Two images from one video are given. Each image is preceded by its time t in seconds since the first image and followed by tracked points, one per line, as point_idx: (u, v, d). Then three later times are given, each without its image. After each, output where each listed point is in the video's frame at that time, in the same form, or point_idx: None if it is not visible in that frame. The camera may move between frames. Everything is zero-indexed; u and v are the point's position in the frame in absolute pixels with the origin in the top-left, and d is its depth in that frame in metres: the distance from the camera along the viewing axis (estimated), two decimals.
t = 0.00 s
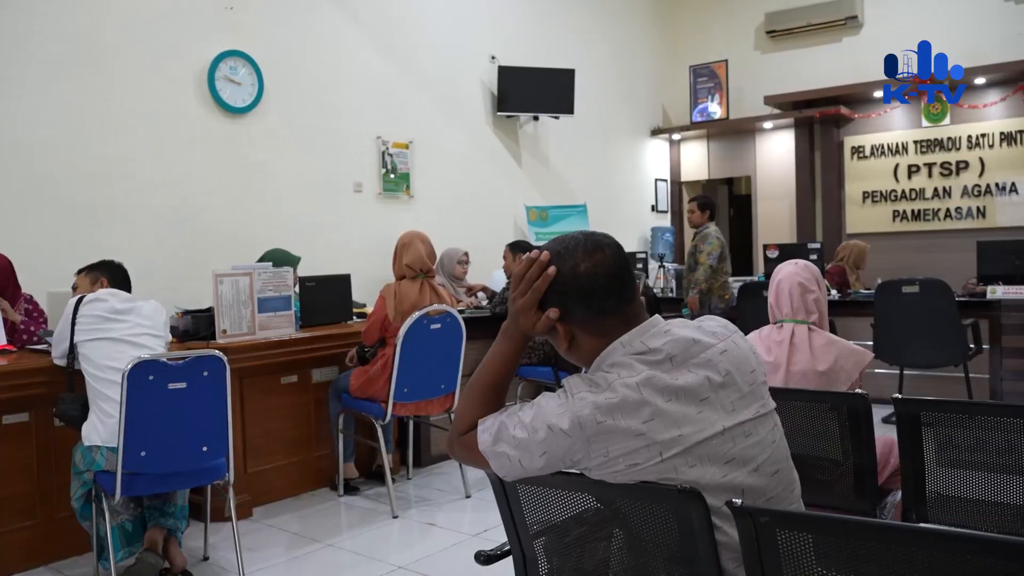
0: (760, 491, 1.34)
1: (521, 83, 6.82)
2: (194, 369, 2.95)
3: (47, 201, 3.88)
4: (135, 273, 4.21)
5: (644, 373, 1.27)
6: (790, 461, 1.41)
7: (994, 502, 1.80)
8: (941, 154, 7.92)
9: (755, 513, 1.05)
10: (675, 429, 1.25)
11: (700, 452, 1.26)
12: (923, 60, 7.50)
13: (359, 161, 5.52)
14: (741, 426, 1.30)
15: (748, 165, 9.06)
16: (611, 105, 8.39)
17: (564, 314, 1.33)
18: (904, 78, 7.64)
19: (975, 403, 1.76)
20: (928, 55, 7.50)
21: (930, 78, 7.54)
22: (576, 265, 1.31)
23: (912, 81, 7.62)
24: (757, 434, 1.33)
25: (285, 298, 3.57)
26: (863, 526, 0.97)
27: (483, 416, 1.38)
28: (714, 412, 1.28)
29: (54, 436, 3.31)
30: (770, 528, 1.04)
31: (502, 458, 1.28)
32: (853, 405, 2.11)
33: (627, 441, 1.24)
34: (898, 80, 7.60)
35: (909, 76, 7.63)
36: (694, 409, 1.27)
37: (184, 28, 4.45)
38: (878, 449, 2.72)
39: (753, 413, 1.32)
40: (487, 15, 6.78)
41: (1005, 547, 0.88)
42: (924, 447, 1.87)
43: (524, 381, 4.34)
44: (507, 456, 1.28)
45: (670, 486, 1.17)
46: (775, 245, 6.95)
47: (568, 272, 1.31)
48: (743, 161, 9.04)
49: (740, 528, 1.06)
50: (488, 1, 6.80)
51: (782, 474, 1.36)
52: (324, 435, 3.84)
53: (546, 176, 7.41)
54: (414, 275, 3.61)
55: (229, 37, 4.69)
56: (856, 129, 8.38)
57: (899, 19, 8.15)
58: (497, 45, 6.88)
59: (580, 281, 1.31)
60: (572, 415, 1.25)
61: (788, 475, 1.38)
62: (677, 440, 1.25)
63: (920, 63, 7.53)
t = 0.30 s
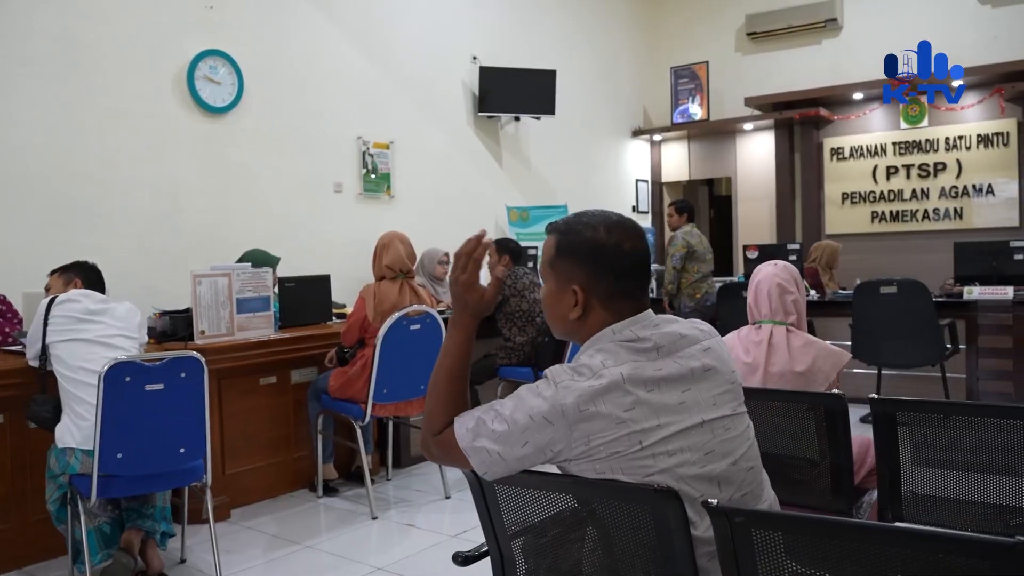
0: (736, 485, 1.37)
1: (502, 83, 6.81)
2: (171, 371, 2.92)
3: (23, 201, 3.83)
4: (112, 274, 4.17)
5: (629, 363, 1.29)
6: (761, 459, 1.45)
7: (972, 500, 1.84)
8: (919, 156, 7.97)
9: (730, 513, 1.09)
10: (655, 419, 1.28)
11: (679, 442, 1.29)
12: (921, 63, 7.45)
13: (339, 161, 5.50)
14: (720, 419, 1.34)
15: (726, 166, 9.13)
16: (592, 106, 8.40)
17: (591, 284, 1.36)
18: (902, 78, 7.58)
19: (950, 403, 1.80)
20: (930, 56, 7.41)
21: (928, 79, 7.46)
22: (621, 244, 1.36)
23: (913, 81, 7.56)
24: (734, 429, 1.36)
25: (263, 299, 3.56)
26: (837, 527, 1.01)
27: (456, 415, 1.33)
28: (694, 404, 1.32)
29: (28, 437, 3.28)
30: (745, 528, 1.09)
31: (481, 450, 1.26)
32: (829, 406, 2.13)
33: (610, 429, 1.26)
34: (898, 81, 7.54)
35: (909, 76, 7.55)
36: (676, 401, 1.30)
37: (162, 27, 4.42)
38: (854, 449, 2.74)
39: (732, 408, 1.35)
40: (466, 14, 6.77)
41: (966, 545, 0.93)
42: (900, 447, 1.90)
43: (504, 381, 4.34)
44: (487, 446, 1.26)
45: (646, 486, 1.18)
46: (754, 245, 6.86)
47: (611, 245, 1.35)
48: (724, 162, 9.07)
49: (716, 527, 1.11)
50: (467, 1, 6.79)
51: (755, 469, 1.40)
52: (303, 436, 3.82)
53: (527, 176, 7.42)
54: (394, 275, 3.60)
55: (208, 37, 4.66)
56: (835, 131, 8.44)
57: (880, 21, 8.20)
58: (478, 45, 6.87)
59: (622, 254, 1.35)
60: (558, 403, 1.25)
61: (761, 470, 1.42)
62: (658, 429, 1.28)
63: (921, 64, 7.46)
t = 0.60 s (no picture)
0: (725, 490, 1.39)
1: (482, 83, 6.81)
2: (148, 372, 2.90)
3: None
4: (88, 274, 4.15)
5: (640, 350, 1.35)
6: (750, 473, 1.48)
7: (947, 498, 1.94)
8: (898, 157, 8.04)
9: (705, 514, 1.13)
10: (658, 410, 1.32)
11: (678, 436, 1.33)
12: (925, 62, 7.44)
13: (320, 161, 5.48)
14: (720, 420, 1.39)
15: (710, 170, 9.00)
16: (572, 106, 8.40)
17: (628, 271, 1.42)
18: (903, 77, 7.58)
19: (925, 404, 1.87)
20: (930, 56, 7.37)
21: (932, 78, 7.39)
22: (656, 235, 1.45)
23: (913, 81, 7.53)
24: (731, 435, 1.40)
25: (242, 299, 3.54)
26: (814, 526, 1.05)
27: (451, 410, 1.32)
28: (696, 402, 1.36)
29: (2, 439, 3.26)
30: (720, 527, 1.13)
31: (485, 419, 1.27)
32: (807, 406, 2.18)
33: (613, 414, 1.30)
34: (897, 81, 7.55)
35: (909, 75, 7.53)
36: (680, 396, 1.35)
37: (139, 25, 4.39)
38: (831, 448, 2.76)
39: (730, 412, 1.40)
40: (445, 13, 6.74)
41: (939, 544, 0.97)
42: (876, 446, 1.98)
43: (486, 381, 4.34)
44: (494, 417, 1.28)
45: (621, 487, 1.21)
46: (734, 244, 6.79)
47: (648, 234, 1.43)
48: (704, 162, 9.08)
49: (691, 526, 1.15)
50: None
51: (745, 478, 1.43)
52: (283, 436, 3.80)
53: (507, 177, 7.41)
54: (374, 276, 3.59)
55: (187, 35, 4.64)
56: (815, 132, 8.49)
57: (862, 23, 8.24)
58: (458, 45, 6.86)
59: (656, 245, 1.43)
60: (567, 380, 1.29)
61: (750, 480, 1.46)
62: (660, 419, 1.32)
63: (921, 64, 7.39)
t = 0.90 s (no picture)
0: (710, 499, 1.39)
1: (465, 83, 6.81)
2: (125, 372, 2.87)
3: None
4: (63, 274, 4.11)
5: (634, 347, 1.38)
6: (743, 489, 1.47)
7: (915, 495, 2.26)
8: (877, 159, 8.12)
9: (683, 513, 1.15)
10: (644, 408, 1.35)
11: (663, 438, 1.35)
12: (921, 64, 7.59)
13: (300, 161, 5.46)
14: (710, 428, 1.39)
15: (689, 170, 9.17)
16: (555, 107, 8.43)
17: (633, 269, 1.46)
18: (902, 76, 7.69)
19: (907, 404, 2.16)
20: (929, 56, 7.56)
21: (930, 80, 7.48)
22: (662, 234, 1.49)
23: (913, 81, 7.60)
24: (723, 446, 1.40)
25: (221, 300, 3.52)
26: (798, 526, 1.08)
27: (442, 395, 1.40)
28: (687, 406, 1.38)
29: None
30: (697, 526, 1.15)
31: (473, 393, 1.35)
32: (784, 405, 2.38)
33: (598, 406, 1.34)
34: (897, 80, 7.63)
35: (909, 75, 7.61)
36: (670, 398, 1.37)
37: (119, 23, 4.37)
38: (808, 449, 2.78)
39: (723, 422, 1.41)
40: (429, 13, 6.74)
41: (915, 542, 1.01)
42: (854, 444, 2.28)
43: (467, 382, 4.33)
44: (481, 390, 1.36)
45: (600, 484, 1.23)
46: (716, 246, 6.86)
47: (653, 232, 1.48)
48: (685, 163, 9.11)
49: (669, 525, 1.17)
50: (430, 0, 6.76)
51: (733, 491, 1.43)
52: (262, 439, 3.78)
53: (490, 177, 7.41)
54: (354, 276, 3.58)
55: (167, 34, 4.62)
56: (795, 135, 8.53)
57: (842, 26, 8.30)
58: (441, 45, 6.87)
59: (662, 244, 1.48)
60: (556, 364, 1.36)
61: (740, 494, 1.45)
62: (645, 418, 1.34)
63: (920, 63, 7.64)
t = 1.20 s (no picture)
0: (695, 493, 1.43)
1: (447, 84, 6.80)
2: (103, 374, 2.86)
3: None
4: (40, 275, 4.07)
5: (621, 342, 1.40)
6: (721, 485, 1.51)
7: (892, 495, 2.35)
8: (856, 161, 8.19)
9: (658, 513, 1.17)
10: (632, 403, 1.37)
11: (651, 431, 1.37)
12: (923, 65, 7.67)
13: (282, 161, 5.45)
14: (694, 425, 1.42)
15: (672, 171, 9.16)
16: (538, 108, 8.43)
17: (619, 269, 1.52)
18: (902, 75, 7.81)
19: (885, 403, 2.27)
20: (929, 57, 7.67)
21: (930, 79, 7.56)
22: (645, 236, 1.56)
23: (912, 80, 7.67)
24: (705, 441, 1.44)
25: (201, 301, 3.50)
26: (775, 525, 1.09)
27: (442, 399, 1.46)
28: (672, 402, 1.41)
29: None
30: (672, 525, 1.17)
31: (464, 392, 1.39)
32: (763, 404, 2.57)
33: (588, 401, 1.36)
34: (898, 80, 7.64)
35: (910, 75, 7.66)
36: (657, 394, 1.39)
37: (97, 22, 4.33)
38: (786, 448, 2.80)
39: (706, 419, 1.44)
40: (410, 14, 6.72)
41: (890, 541, 1.02)
42: (831, 442, 2.39)
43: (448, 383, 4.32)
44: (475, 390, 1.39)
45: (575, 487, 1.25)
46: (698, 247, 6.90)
47: (638, 235, 1.54)
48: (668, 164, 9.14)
49: (645, 525, 1.19)
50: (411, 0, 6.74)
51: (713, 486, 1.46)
52: (242, 440, 3.76)
53: (473, 179, 7.41)
54: (336, 277, 3.57)
55: (147, 32, 4.59)
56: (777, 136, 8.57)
57: (826, 28, 8.34)
58: (424, 46, 6.86)
59: (647, 246, 1.54)
60: (543, 359, 1.38)
61: (718, 489, 1.48)
62: (633, 412, 1.37)
63: (920, 64, 7.69)
